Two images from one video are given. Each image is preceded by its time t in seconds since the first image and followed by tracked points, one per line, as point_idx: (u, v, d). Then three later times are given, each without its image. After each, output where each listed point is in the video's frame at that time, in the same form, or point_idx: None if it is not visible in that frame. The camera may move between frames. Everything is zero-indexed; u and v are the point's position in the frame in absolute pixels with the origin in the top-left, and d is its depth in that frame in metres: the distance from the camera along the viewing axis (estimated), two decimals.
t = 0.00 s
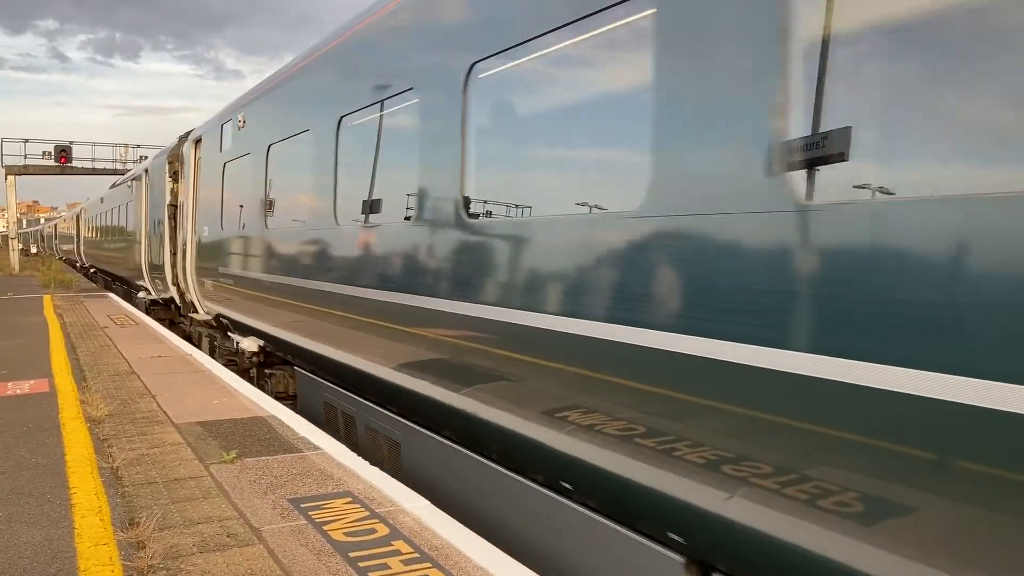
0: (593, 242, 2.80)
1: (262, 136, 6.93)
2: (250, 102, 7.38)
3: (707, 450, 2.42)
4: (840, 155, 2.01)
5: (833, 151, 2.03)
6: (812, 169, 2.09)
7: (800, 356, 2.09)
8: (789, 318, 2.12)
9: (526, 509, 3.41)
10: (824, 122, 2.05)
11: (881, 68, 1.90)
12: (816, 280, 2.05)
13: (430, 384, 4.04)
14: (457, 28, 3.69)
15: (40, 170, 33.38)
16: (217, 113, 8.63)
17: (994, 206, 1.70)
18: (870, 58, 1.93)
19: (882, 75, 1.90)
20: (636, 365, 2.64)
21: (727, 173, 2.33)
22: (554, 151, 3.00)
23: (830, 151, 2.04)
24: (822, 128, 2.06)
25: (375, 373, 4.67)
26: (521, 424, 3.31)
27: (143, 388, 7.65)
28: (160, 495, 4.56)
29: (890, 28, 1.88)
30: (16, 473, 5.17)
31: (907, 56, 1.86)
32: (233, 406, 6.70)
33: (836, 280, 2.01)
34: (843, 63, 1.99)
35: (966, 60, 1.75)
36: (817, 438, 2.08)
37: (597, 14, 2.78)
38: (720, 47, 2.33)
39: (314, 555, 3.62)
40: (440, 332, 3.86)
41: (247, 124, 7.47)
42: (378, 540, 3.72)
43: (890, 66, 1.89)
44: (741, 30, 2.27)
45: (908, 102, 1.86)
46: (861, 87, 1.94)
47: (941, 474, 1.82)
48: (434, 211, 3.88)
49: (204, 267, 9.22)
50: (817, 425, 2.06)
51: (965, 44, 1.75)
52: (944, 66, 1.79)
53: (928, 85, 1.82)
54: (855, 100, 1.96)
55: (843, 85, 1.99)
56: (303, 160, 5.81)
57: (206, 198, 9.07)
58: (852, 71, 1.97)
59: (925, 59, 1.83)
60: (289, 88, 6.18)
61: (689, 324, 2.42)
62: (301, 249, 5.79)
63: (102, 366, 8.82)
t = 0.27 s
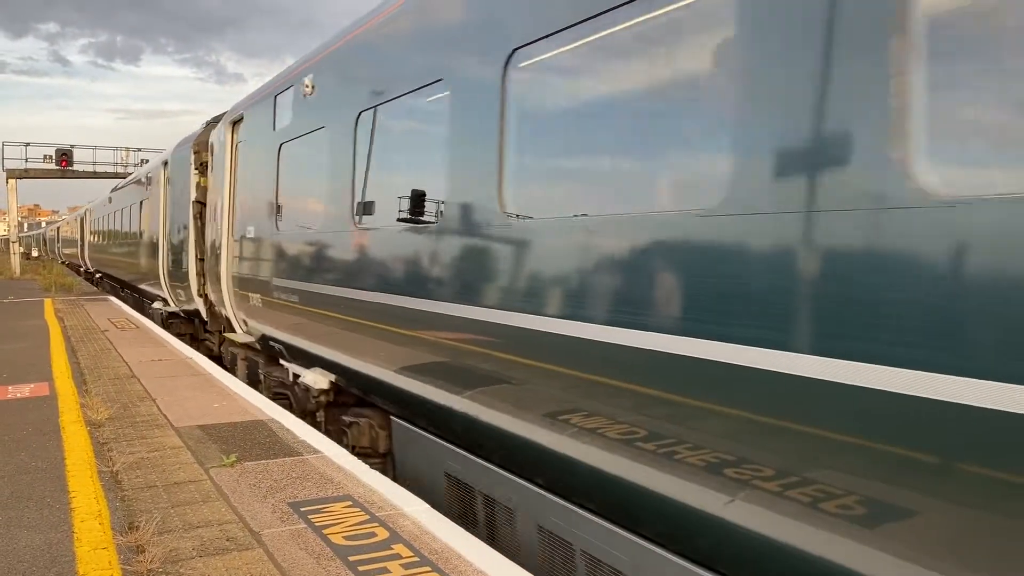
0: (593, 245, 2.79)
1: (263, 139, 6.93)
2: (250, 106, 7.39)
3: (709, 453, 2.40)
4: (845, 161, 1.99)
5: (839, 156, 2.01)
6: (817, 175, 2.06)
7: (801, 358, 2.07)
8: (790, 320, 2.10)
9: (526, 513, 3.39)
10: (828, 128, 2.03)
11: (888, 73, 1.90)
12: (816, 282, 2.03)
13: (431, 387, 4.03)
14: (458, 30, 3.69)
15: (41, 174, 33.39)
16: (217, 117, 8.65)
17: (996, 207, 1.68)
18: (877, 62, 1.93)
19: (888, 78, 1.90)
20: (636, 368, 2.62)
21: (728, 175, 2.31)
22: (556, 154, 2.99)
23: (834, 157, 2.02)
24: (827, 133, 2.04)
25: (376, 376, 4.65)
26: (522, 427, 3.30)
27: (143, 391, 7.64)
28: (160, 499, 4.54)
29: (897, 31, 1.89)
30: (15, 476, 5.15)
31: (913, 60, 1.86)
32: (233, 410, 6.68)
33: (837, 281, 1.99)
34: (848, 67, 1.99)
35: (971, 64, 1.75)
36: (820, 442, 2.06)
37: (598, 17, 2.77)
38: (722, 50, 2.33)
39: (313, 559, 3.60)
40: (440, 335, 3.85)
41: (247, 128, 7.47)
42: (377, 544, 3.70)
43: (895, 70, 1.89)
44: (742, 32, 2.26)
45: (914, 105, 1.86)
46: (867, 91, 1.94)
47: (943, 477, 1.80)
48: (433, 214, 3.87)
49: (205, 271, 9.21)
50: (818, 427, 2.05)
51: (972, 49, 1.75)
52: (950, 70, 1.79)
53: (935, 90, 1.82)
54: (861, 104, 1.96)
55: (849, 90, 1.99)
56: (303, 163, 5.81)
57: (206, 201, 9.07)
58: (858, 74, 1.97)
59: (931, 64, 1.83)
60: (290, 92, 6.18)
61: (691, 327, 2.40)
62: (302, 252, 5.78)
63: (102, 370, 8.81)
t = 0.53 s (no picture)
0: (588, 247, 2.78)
1: (264, 143, 6.94)
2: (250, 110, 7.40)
3: (709, 457, 2.39)
4: (844, 165, 1.98)
5: (837, 161, 2.00)
6: (817, 180, 2.05)
7: (801, 362, 2.06)
8: (790, 324, 2.09)
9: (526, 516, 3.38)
10: (827, 133, 2.03)
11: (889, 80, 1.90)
12: (816, 285, 2.02)
13: (432, 390, 4.02)
14: (458, 32, 3.69)
15: (41, 178, 33.48)
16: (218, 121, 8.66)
17: (996, 209, 1.67)
18: (876, 67, 1.93)
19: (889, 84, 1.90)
20: (636, 372, 2.61)
21: (728, 178, 2.30)
22: (558, 158, 2.99)
23: (833, 161, 2.01)
24: (826, 138, 2.03)
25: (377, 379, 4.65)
26: (524, 430, 3.29)
27: (144, 395, 7.63)
28: (159, 503, 4.53)
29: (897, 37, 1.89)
30: (15, 480, 5.14)
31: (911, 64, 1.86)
32: (233, 413, 6.68)
33: (836, 284, 1.98)
34: (847, 71, 1.99)
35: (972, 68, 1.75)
36: (820, 445, 2.05)
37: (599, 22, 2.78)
38: (721, 54, 2.33)
39: (313, 563, 3.59)
40: (441, 338, 3.85)
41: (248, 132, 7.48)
42: (378, 548, 3.69)
43: (895, 75, 1.90)
44: (742, 36, 2.26)
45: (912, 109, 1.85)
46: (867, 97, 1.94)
47: (944, 480, 1.79)
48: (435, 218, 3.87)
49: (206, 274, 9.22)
50: (819, 431, 2.04)
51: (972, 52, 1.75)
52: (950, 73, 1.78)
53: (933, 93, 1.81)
54: (860, 108, 1.96)
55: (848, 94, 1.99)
56: (303, 167, 5.82)
57: (207, 205, 9.08)
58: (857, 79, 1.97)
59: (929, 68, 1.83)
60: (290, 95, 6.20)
61: (690, 330, 2.39)
62: (303, 256, 5.78)
63: (103, 373, 8.80)
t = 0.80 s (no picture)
0: (596, 249, 2.79)
1: (265, 146, 6.96)
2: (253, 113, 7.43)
3: (709, 458, 2.39)
4: (844, 168, 1.99)
5: (836, 164, 2.01)
6: (816, 184, 2.05)
7: (800, 363, 2.06)
8: (789, 324, 2.10)
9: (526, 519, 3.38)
10: (825, 136, 2.04)
11: (891, 82, 1.91)
12: (814, 285, 2.02)
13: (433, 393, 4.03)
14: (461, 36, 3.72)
15: (40, 180, 33.50)
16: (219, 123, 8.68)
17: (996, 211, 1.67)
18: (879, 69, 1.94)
19: (890, 87, 1.91)
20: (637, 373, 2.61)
21: (730, 180, 2.31)
22: (559, 160, 3.00)
23: (832, 164, 2.02)
24: (826, 141, 2.04)
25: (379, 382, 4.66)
26: (525, 431, 3.30)
27: (143, 397, 7.63)
28: (159, 505, 4.53)
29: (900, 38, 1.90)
30: (14, 482, 5.14)
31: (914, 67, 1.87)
32: (233, 416, 6.68)
33: (835, 285, 1.97)
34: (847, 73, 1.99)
35: (974, 69, 1.75)
36: (819, 445, 2.05)
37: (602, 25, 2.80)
38: (724, 57, 2.34)
39: (312, 565, 3.59)
40: (443, 339, 3.85)
41: (250, 135, 7.50)
42: (377, 550, 3.68)
43: (897, 77, 1.90)
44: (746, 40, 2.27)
45: (915, 111, 1.86)
46: (868, 99, 1.95)
47: (944, 482, 1.79)
48: (438, 219, 3.89)
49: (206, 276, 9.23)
50: (818, 432, 2.03)
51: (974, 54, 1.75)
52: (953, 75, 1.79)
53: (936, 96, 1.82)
54: (861, 110, 1.97)
55: (848, 95, 1.99)
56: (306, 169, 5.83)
57: (209, 208, 9.11)
58: (858, 81, 1.97)
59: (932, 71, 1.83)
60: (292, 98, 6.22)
61: (689, 331, 2.39)
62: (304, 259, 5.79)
63: (102, 376, 8.79)
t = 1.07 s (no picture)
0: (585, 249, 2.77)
1: (262, 146, 6.96)
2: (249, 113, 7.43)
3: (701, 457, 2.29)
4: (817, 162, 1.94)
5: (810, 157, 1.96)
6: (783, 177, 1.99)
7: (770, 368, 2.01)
8: (780, 318, 1.97)
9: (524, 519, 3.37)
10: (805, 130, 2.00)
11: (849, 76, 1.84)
12: (807, 275, 1.91)
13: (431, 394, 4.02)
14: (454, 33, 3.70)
15: (40, 181, 33.53)
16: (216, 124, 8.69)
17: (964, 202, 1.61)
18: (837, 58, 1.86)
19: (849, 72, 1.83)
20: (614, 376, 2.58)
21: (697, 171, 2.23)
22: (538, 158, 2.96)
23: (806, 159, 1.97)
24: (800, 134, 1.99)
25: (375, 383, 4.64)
26: (514, 434, 3.25)
27: (143, 398, 7.62)
28: (158, 507, 4.52)
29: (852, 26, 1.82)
30: (13, 484, 5.13)
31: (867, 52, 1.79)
32: (233, 417, 6.67)
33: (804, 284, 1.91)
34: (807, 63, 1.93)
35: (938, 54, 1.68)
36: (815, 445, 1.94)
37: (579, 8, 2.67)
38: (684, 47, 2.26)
39: (311, 567, 3.58)
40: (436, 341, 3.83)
41: (246, 135, 7.50)
42: (377, 552, 3.68)
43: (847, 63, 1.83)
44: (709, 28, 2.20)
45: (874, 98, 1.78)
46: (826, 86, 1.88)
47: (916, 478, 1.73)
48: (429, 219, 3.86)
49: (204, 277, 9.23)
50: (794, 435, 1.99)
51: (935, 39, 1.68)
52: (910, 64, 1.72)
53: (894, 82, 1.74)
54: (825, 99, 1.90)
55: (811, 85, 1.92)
56: (301, 170, 5.84)
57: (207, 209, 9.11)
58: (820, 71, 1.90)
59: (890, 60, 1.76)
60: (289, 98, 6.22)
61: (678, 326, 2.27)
62: (300, 259, 5.78)
63: (101, 377, 8.79)
